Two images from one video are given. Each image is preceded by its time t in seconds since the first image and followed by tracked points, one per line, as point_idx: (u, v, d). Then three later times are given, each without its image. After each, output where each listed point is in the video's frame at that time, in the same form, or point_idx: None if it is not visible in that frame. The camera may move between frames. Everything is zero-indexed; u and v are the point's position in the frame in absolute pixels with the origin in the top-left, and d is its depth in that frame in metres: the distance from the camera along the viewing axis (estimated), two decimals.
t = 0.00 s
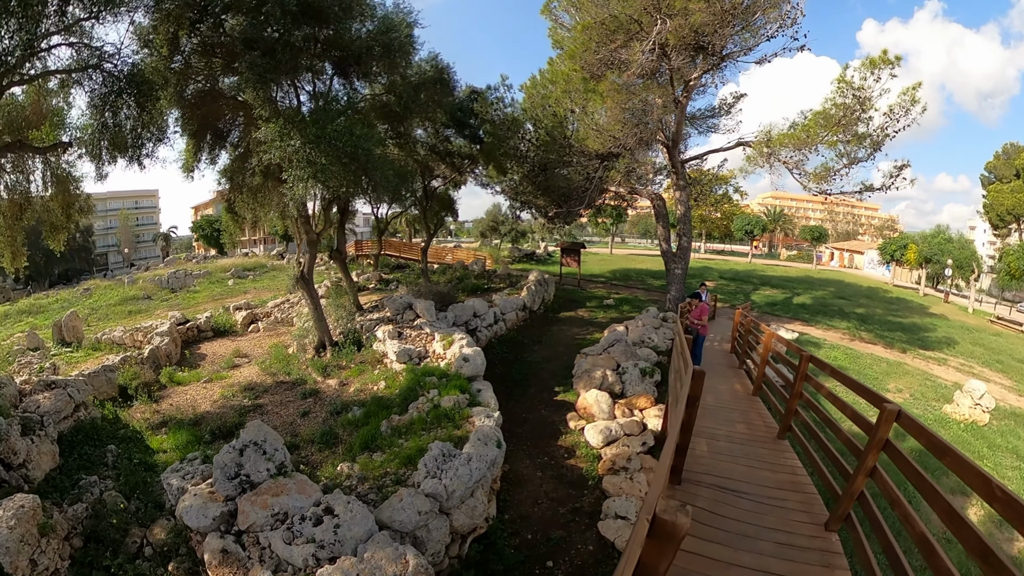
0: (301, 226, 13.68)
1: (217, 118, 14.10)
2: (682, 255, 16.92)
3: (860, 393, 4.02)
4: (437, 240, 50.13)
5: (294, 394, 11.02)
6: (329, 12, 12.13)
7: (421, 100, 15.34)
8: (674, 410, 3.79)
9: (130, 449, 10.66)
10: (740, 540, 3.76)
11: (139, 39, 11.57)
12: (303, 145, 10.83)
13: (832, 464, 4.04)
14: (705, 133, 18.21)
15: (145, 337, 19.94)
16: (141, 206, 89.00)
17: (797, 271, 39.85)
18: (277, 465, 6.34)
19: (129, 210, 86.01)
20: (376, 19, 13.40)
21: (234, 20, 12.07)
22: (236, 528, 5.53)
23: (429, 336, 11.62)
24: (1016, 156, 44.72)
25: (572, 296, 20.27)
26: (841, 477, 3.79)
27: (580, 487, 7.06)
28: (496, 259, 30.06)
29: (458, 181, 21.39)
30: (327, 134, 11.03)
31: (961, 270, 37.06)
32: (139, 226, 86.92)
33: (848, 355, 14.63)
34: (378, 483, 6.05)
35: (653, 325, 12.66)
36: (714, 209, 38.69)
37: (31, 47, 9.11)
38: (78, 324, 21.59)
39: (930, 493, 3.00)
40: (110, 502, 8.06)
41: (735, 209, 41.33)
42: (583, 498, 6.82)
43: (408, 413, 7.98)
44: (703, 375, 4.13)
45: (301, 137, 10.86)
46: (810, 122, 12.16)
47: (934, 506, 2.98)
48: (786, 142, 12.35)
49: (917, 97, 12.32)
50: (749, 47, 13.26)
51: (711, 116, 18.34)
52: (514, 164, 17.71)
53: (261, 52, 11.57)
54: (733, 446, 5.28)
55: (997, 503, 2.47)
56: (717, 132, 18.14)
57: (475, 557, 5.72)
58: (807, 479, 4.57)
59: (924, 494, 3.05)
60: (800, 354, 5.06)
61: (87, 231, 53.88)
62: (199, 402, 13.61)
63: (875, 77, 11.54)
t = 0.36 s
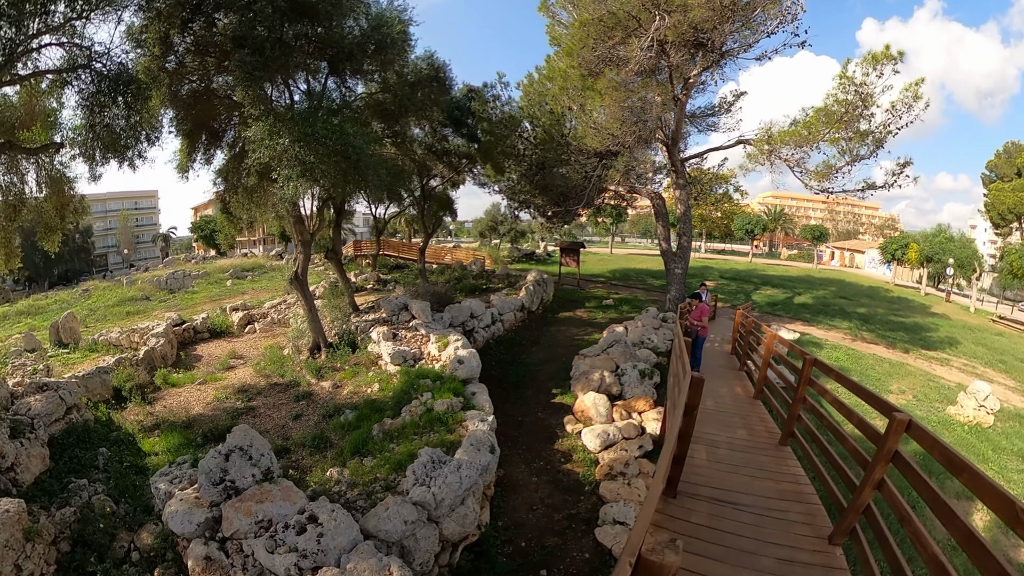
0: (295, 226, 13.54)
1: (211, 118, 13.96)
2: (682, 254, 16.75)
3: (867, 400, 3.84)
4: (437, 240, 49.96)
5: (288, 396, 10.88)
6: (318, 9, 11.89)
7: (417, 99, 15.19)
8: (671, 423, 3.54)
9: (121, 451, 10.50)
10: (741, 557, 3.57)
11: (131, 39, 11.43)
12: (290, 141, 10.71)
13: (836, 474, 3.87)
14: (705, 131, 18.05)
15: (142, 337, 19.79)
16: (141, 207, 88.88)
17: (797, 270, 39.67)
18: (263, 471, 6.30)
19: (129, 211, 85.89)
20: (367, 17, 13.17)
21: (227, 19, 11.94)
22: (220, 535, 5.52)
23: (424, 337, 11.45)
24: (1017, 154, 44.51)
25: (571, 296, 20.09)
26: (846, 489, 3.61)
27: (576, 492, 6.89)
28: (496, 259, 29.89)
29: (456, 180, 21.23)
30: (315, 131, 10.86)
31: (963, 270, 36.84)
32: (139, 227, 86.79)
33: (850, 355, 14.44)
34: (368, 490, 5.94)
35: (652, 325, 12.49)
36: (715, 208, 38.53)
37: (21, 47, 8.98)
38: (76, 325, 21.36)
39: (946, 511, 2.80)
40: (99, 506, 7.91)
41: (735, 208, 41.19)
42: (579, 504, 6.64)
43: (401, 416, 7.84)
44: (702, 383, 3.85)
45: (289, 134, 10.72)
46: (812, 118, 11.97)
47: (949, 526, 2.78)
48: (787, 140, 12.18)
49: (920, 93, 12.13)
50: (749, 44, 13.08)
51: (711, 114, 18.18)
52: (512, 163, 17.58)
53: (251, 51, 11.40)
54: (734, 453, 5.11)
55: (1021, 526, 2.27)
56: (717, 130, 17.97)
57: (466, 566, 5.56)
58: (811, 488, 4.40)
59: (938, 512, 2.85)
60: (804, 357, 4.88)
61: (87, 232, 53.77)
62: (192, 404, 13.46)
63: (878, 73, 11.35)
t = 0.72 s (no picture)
0: (287, 227, 13.37)
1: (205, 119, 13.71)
2: (681, 254, 16.53)
3: (874, 412, 3.61)
4: (436, 241, 49.70)
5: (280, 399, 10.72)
6: (304, 8, 11.73)
7: (411, 97, 15.04)
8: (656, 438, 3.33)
9: (110, 454, 10.32)
10: None
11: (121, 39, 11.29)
12: (270, 139, 10.57)
13: (838, 490, 3.65)
14: (704, 130, 17.83)
15: (136, 338, 19.60)
16: (141, 207, 88.58)
17: (798, 270, 39.49)
18: (241, 477, 6.22)
19: (129, 211, 85.57)
20: (355, 14, 12.94)
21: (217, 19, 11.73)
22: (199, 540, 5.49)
23: (416, 339, 11.25)
24: (1018, 153, 44.22)
25: (569, 296, 19.87)
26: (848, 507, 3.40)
27: (568, 500, 6.70)
28: (494, 259, 29.68)
29: (453, 180, 21.03)
30: (296, 129, 10.70)
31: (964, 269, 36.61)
32: (139, 228, 86.71)
33: (851, 356, 14.21)
34: (351, 496, 5.90)
35: (650, 326, 12.28)
36: (715, 208, 38.32)
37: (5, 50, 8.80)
38: (72, 326, 21.17)
39: (954, 540, 2.57)
40: (83, 510, 7.77)
41: (736, 207, 40.94)
42: (570, 511, 6.45)
43: (389, 420, 7.69)
44: (694, 395, 3.61)
45: (270, 133, 10.58)
46: (812, 115, 11.73)
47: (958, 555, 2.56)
48: (786, 137, 11.96)
49: (921, 89, 11.87)
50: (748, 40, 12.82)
51: (710, 112, 17.95)
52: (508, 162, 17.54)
53: (238, 51, 11.25)
54: (729, 464, 4.90)
55: None
56: (717, 129, 17.76)
57: None
58: (810, 503, 4.19)
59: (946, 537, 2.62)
60: (805, 363, 4.64)
61: (86, 232, 53.61)
62: (184, 406, 13.29)
63: (879, 68, 11.14)
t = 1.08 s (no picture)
0: (278, 226, 13.21)
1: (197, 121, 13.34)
2: (680, 254, 16.29)
3: (884, 425, 3.37)
4: (435, 241, 49.41)
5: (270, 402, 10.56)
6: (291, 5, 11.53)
7: (404, 95, 14.89)
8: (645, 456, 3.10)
9: (98, 456, 10.11)
10: None
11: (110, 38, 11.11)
12: (251, 138, 10.44)
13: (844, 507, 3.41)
14: (703, 128, 17.59)
15: (130, 339, 19.37)
16: (140, 208, 88.24)
17: (799, 269, 39.19)
18: (220, 482, 6.21)
19: (128, 212, 85.28)
20: (343, 9, 12.66)
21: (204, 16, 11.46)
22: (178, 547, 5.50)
23: (408, 341, 11.04)
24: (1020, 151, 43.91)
25: (567, 296, 19.62)
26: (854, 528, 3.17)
27: (561, 508, 6.48)
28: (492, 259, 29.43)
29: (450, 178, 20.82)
30: (273, 126, 10.52)
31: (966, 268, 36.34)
32: (139, 229, 86.47)
33: (853, 357, 13.97)
34: (333, 504, 5.82)
35: (649, 327, 12.04)
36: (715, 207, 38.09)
37: None
38: (68, 327, 20.93)
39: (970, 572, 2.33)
40: (65, 514, 7.55)
41: (736, 206, 40.68)
42: (562, 520, 6.24)
43: (377, 425, 7.56)
44: (688, 408, 3.36)
45: (250, 131, 10.43)
46: (814, 111, 11.47)
47: None
48: (786, 134, 11.71)
49: (925, 85, 11.59)
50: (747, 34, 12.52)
51: (710, 110, 17.70)
52: (503, 160, 17.47)
53: (224, 49, 11.07)
54: (727, 476, 4.66)
55: None
56: (716, 127, 17.53)
57: None
58: (813, 519, 3.96)
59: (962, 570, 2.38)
60: (809, 368, 4.40)
61: (85, 233, 53.38)
62: (175, 408, 13.08)
63: (882, 62, 10.90)
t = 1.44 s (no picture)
0: (271, 224, 13.09)
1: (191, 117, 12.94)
2: (681, 252, 16.03)
3: (906, 433, 3.14)
4: (435, 240, 49.11)
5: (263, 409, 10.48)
6: None
7: (400, 90, 14.65)
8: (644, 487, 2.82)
9: (85, 458, 9.86)
10: None
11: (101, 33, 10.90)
12: (236, 129, 10.24)
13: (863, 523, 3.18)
14: (704, 124, 17.32)
15: (124, 339, 19.13)
16: (138, 208, 87.77)
17: (800, 268, 38.93)
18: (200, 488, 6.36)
19: (127, 212, 84.92)
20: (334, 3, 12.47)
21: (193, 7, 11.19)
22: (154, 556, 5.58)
23: (403, 341, 10.83)
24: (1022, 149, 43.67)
25: (566, 295, 19.37)
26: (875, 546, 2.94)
27: (558, 516, 6.24)
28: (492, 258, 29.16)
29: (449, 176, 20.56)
30: (258, 119, 10.37)
31: (968, 267, 36.08)
32: (138, 229, 86.20)
33: (858, 357, 13.71)
34: (318, 511, 5.84)
35: (649, 327, 11.78)
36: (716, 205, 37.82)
37: None
38: (63, 327, 20.67)
39: None
40: (46, 518, 7.24)
41: (737, 205, 40.36)
42: (560, 529, 6.00)
43: (368, 429, 7.45)
44: (695, 420, 3.00)
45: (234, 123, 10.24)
46: (818, 105, 11.20)
47: None
48: (790, 129, 11.44)
49: (931, 79, 11.31)
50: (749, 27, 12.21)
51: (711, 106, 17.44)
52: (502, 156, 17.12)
53: (213, 42, 10.87)
54: (734, 486, 4.40)
55: None
56: (717, 124, 17.28)
57: None
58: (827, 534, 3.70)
59: None
60: (820, 370, 4.15)
61: (83, 233, 53.12)
62: (166, 409, 12.83)
63: (888, 55, 10.63)
